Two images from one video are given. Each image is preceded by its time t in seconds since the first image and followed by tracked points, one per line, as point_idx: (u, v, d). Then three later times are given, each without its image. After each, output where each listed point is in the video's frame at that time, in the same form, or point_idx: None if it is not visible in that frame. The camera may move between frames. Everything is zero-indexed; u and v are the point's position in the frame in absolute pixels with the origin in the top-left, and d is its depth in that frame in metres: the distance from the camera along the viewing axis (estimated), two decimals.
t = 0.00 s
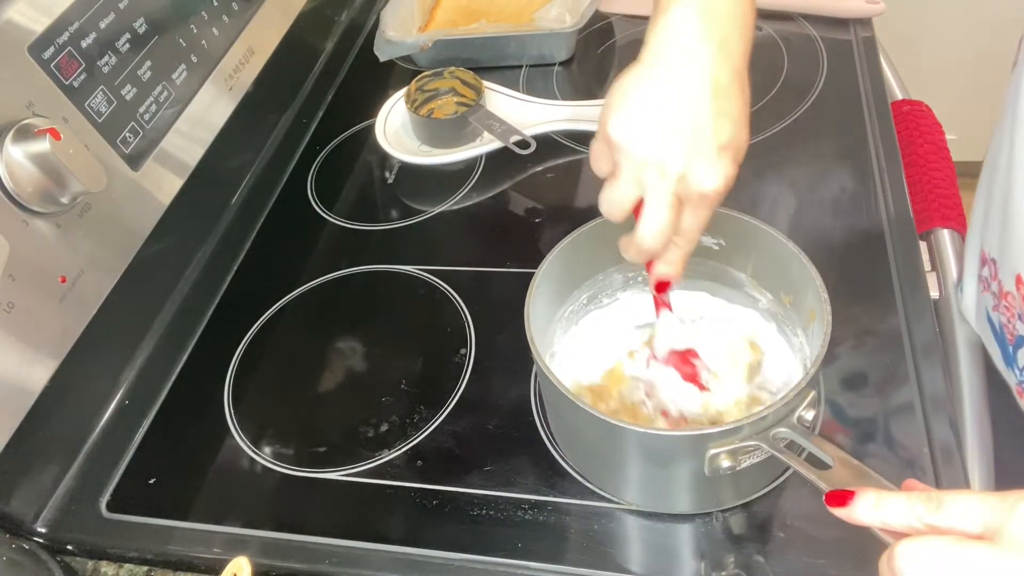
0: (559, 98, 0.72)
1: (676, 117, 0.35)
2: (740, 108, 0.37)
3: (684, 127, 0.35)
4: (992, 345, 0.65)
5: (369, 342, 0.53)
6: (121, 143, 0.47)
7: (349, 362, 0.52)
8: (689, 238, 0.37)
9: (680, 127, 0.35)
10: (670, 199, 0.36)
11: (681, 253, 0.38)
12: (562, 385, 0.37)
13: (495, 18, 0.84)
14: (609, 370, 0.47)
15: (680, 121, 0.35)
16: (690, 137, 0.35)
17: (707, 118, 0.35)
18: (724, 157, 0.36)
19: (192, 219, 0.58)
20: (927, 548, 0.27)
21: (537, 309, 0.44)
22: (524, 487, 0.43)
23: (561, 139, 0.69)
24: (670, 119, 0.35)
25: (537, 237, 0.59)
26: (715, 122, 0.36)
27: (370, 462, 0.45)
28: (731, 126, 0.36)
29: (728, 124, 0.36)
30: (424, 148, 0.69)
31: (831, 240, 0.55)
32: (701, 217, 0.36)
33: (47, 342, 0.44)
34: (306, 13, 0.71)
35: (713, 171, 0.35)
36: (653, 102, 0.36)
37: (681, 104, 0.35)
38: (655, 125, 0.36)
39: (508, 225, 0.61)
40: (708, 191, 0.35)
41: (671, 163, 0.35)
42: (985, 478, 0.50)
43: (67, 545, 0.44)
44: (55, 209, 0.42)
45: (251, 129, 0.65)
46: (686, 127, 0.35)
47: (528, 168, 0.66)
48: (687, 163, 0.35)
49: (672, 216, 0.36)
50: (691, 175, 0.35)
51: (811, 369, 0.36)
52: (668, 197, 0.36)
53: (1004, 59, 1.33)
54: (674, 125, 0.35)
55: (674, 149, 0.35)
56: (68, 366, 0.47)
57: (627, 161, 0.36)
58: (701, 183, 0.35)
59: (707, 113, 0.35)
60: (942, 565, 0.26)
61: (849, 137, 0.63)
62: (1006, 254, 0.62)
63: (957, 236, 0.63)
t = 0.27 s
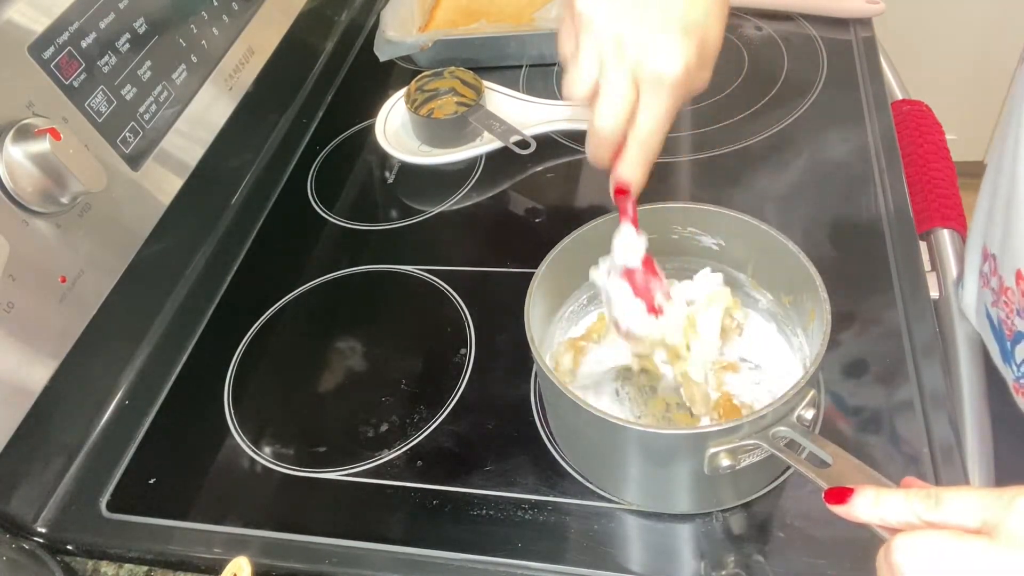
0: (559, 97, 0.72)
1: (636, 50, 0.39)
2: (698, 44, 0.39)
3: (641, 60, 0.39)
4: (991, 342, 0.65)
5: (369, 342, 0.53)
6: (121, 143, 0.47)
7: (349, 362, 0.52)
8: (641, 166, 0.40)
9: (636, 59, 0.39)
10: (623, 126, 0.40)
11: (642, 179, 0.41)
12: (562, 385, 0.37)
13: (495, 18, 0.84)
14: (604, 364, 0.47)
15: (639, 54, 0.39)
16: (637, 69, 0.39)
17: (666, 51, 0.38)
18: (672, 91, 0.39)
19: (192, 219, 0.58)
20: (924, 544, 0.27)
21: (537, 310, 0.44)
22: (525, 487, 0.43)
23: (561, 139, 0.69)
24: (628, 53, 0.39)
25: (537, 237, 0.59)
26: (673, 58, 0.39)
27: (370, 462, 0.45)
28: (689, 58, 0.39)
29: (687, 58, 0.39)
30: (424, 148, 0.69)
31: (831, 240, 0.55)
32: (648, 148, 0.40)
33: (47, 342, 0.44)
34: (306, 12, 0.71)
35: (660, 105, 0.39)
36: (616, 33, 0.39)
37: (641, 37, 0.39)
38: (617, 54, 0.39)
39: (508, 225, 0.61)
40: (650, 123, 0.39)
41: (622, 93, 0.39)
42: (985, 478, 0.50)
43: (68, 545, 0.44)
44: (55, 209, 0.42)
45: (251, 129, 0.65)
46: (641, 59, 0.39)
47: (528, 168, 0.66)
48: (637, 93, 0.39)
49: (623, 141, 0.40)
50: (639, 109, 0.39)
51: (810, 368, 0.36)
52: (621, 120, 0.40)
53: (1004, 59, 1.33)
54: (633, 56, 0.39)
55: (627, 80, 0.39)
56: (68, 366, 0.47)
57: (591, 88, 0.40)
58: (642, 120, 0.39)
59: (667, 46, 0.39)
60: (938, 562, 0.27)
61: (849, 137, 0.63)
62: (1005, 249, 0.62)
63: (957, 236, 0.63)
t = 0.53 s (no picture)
0: (559, 97, 0.72)
1: (714, 61, 0.38)
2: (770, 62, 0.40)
3: (723, 71, 0.38)
4: (995, 344, 0.65)
5: (370, 342, 0.53)
6: (121, 143, 0.47)
7: (350, 362, 0.52)
8: (720, 183, 0.39)
9: (718, 70, 0.38)
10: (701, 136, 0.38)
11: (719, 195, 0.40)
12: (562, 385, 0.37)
13: (494, 18, 0.84)
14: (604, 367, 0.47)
15: (718, 67, 0.38)
16: (714, 78, 0.38)
17: (741, 66, 0.38)
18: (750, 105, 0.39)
19: (192, 219, 0.58)
20: (926, 538, 0.27)
21: (538, 310, 0.44)
22: (524, 487, 0.43)
23: (561, 139, 0.69)
24: (706, 64, 0.38)
25: (537, 237, 0.59)
26: (751, 75, 0.38)
27: (370, 462, 0.45)
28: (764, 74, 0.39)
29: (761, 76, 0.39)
30: (424, 148, 0.69)
31: (831, 240, 0.55)
32: (727, 167, 0.39)
33: (47, 342, 0.44)
34: (306, 13, 0.71)
35: (740, 117, 0.38)
36: (694, 44, 0.39)
37: (720, 48, 0.38)
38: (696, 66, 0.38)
39: (509, 225, 0.61)
40: (732, 140, 0.38)
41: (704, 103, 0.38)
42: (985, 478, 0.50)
43: (68, 545, 0.44)
44: (55, 209, 0.42)
45: (251, 129, 0.65)
46: (720, 73, 0.38)
47: (528, 168, 0.66)
48: (717, 108, 0.38)
49: (702, 156, 0.39)
50: (717, 122, 0.38)
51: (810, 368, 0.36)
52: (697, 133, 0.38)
53: (1004, 59, 1.33)
54: (712, 69, 0.38)
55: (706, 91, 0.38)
56: (67, 366, 0.47)
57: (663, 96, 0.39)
58: (718, 133, 0.38)
59: (743, 62, 0.38)
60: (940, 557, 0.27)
61: (849, 137, 0.63)
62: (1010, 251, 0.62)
63: (957, 236, 0.63)
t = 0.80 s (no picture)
0: (559, 97, 0.72)
1: (687, 123, 0.38)
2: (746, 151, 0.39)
3: (695, 136, 0.37)
4: (993, 344, 0.63)
5: (370, 342, 0.53)
6: (121, 143, 0.47)
7: (350, 362, 0.52)
8: (661, 238, 0.38)
9: (690, 134, 0.38)
10: (649, 185, 0.37)
11: (662, 250, 0.39)
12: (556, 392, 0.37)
13: (494, 18, 0.84)
14: (595, 375, 0.47)
15: (689, 127, 0.38)
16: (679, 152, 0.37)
17: (713, 139, 0.38)
18: (707, 179, 0.38)
19: (192, 219, 0.58)
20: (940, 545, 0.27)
21: (532, 317, 0.44)
22: (525, 487, 0.43)
23: (561, 139, 0.69)
24: (678, 120, 0.38)
25: (537, 237, 0.59)
26: (719, 150, 0.38)
27: (370, 462, 0.45)
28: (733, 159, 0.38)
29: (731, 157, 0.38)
30: (424, 148, 0.69)
31: (830, 241, 0.55)
32: (673, 228, 0.38)
33: (47, 342, 0.44)
34: (306, 13, 0.71)
35: (692, 182, 0.37)
36: (675, 100, 0.38)
37: (701, 113, 0.38)
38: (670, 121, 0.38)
39: (509, 225, 0.61)
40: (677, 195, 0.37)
41: (662, 155, 0.37)
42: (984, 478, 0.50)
43: (67, 545, 0.44)
44: (55, 209, 0.42)
45: (251, 129, 0.65)
46: (690, 134, 0.38)
47: (528, 168, 0.66)
48: (674, 162, 0.37)
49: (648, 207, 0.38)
50: (669, 175, 0.37)
51: (807, 373, 0.36)
52: (647, 181, 0.38)
53: (1004, 59, 1.33)
54: (685, 128, 0.38)
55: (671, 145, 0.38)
56: (67, 366, 0.47)
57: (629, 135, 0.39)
58: (665, 185, 0.37)
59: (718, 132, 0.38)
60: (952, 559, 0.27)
61: (849, 137, 0.63)
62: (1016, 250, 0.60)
63: (957, 236, 0.63)
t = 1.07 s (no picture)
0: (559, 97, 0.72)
1: (610, 138, 0.39)
2: (671, 170, 0.40)
3: (611, 152, 0.39)
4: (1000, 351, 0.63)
5: (370, 342, 0.53)
6: (121, 143, 0.47)
7: (350, 362, 0.52)
8: (574, 232, 0.42)
9: (610, 148, 0.39)
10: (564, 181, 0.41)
11: (577, 245, 0.42)
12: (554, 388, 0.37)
13: (494, 18, 0.84)
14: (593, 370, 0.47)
15: (609, 141, 0.39)
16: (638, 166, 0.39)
17: (625, 159, 0.39)
18: (617, 193, 0.40)
19: (192, 219, 0.58)
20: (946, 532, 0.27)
21: (529, 317, 0.44)
22: (525, 487, 0.43)
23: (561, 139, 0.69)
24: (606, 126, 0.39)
25: (537, 237, 0.59)
26: (628, 171, 0.39)
27: (370, 462, 0.45)
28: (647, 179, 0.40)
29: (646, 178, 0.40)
30: (424, 148, 0.69)
31: (830, 240, 0.55)
32: (585, 224, 0.42)
33: (47, 341, 0.44)
34: (306, 13, 0.71)
35: (599, 191, 0.40)
36: (611, 106, 0.39)
37: (624, 128, 0.39)
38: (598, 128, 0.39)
39: (509, 225, 0.61)
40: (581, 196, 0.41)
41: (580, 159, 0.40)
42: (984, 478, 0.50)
43: (67, 545, 0.44)
44: (55, 209, 0.42)
45: (251, 129, 0.65)
46: (608, 148, 0.39)
47: (528, 168, 0.66)
48: (586, 170, 0.40)
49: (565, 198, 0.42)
50: (581, 180, 0.40)
51: (805, 366, 0.36)
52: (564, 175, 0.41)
53: (1004, 59, 1.33)
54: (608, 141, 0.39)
55: (588, 151, 0.40)
56: (67, 365, 0.47)
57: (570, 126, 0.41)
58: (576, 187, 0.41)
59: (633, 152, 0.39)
60: (957, 543, 0.27)
61: (849, 137, 0.63)
62: None
63: (959, 237, 0.62)
